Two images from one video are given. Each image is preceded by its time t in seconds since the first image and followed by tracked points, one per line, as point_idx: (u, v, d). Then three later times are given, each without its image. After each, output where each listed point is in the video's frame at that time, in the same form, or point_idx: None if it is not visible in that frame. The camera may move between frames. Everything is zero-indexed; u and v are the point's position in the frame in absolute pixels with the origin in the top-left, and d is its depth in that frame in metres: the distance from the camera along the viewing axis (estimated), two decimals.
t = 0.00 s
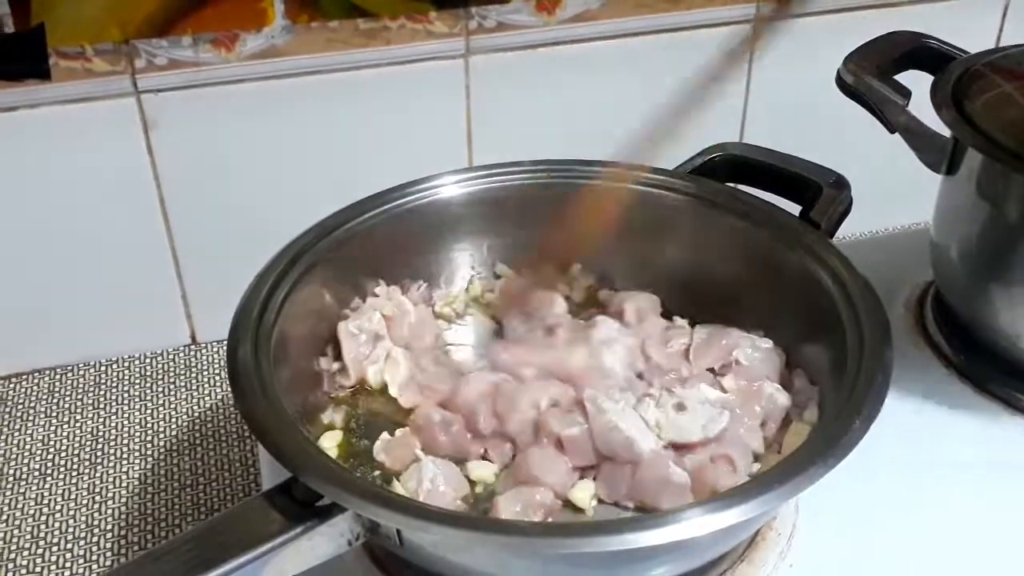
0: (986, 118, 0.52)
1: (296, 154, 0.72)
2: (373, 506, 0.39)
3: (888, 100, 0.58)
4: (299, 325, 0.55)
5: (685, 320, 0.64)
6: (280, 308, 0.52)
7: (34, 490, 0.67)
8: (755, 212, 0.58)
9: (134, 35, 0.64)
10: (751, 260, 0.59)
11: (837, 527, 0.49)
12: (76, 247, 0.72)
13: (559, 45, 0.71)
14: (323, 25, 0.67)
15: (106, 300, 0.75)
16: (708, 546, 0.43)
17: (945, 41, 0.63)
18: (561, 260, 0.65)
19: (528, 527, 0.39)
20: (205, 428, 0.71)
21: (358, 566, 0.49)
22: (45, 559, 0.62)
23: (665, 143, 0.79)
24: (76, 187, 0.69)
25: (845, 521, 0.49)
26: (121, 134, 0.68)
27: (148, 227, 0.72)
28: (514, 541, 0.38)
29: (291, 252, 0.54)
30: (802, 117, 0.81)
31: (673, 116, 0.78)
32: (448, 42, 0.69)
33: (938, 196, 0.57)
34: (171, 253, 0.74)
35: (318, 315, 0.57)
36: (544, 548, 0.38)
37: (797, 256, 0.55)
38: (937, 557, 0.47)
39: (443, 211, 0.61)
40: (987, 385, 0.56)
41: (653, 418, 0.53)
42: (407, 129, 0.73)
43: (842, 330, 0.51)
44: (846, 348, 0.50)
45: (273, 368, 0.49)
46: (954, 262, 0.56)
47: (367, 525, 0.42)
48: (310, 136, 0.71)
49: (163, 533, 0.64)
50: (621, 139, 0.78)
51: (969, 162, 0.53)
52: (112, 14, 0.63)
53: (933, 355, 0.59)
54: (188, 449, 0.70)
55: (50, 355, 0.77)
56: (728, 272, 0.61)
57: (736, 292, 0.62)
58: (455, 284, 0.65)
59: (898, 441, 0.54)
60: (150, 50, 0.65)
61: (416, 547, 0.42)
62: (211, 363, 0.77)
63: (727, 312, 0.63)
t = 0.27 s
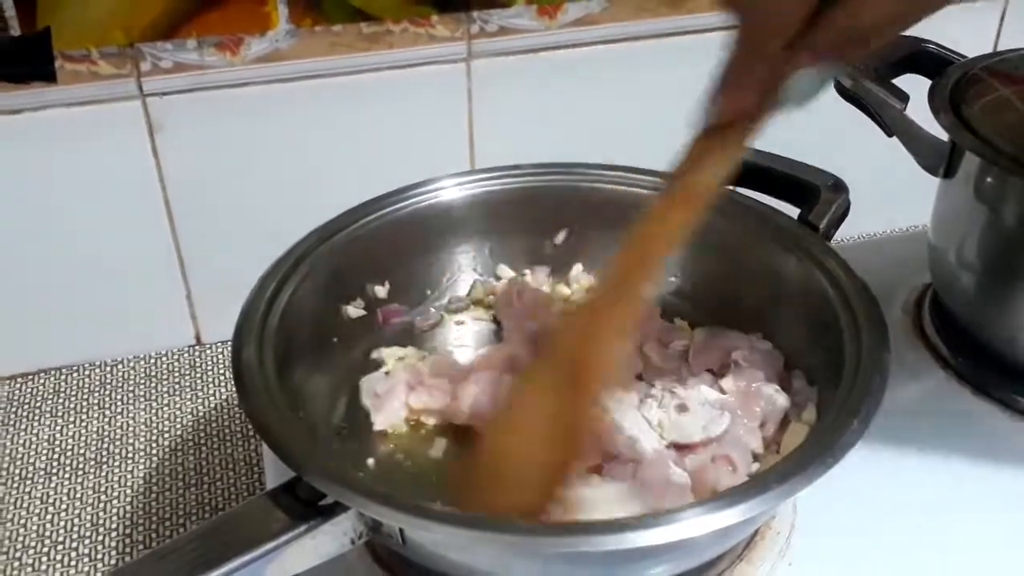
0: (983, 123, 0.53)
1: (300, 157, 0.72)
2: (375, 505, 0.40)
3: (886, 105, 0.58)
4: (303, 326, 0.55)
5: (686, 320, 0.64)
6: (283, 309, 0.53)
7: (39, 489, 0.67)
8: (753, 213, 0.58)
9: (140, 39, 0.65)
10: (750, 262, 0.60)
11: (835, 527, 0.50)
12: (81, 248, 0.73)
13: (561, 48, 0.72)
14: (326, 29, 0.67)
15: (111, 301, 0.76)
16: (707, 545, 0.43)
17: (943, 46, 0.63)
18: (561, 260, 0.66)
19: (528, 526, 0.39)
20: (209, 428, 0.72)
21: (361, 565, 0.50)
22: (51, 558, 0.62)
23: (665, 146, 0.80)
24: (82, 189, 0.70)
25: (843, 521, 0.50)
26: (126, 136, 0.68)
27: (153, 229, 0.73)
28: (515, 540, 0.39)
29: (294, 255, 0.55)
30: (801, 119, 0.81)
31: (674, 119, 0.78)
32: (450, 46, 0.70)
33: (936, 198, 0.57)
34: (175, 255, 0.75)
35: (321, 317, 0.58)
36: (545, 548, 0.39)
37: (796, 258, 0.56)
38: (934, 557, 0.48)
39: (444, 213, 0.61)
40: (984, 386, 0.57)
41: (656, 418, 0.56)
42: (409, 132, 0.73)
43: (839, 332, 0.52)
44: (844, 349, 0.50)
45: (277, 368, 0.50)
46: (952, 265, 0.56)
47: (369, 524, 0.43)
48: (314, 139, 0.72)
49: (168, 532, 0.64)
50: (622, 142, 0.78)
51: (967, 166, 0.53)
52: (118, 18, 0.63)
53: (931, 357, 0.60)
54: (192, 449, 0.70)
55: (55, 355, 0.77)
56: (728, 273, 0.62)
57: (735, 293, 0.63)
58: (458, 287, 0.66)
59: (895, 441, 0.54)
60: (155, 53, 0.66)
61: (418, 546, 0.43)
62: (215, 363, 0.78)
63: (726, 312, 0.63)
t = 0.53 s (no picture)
0: (986, 120, 0.52)
1: (299, 155, 0.72)
2: (375, 504, 0.39)
3: (889, 103, 0.58)
4: (303, 324, 0.55)
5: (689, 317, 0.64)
6: (283, 307, 0.52)
7: (38, 488, 0.67)
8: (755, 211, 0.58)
9: (139, 37, 0.64)
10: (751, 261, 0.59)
11: (837, 526, 0.49)
12: (80, 247, 0.72)
13: (561, 46, 0.72)
14: (326, 27, 0.67)
15: (111, 300, 0.75)
16: (710, 545, 0.43)
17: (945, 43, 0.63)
18: (562, 258, 0.66)
19: (529, 525, 0.39)
20: (208, 427, 0.72)
21: (361, 565, 0.49)
22: (50, 558, 0.62)
23: (666, 145, 0.79)
24: (81, 187, 0.70)
25: (846, 520, 0.50)
26: (125, 135, 0.68)
27: (152, 228, 0.73)
28: (516, 539, 0.38)
29: (295, 253, 0.55)
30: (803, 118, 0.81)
31: (675, 117, 0.78)
32: (450, 44, 0.70)
33: (939, 197, 0.57)
34: (175, 254, 0.74)
35: (321, 316, 0.58)
36: (546, 547, 0.38)
37: (798, 256, 0.56)
38: (938, 556, 0.48)
39: (445, 211, 0.61)
40: (987, 385, 0.57)
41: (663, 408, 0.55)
42: (409, 130, 0.73)
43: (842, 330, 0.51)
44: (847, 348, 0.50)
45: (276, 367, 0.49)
46: (955, 262, 0.56)
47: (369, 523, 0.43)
48: (313, 137, 0.72)
49: (167, 532, 0.64)
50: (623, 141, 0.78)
51: (969, 162, 0.53)
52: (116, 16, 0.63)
53: (934, 356, 0.60)
54: (192, 448, 0.70)
55: (54, 355, 0.77)
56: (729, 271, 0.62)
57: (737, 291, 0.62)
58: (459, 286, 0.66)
59: (898, 440, 0.54)
60: (154, 51, 0.65)
61: (418, 545, 0.43)
62: (214, 362, 0.78)
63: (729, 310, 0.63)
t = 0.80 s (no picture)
0: (982, 124, 0.53)
1: (298, 158, 0.72)
2: (372, 507, 0.39)
3: (886, 106, 0.58)
4: (302, 327, 0.55)
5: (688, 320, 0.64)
6: (282, 311, 0.52)
7: (36, 491, 0.67)
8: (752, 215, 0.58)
9: (138, 40, 0.64)
10: (749, 264, 0.60)
11: (834, 530, 0.49)
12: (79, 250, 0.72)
13: (559, 50, 0.72)
14: (325, 30, 0.67)
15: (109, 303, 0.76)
16: (707, 548, 0.43)
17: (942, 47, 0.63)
18: (560, 263, 0.66)
19: (526, 529, 0.39)
20: (206, 430, 0.72)
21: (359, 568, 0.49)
22: (48, 561, 0.62)
23: (664, 148, 0.79)
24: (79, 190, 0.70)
25: (843, 524, 0.50)
26: (124, 138, 0.68)
27: (151, 231, 0.73)
28: (513, 542, 0.39)
29: (294, 256, 0.55)
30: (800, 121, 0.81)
31: (673, 121, 0.78)
32: (448, 48, 0.70)
33: (936, 201, 0.57)
34: (173, 257, 0.74)
35: (319, 319, 0.58)
36: (543, 551, 0.38)
37: (795, 260, 0.56)
38: (934, 559, 0.48)
39: (444, 215, 0.61)
40: (984, 388, 0.57)
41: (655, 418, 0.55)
42: (408, 134, 0.73)
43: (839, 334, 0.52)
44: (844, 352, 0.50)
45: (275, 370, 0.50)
46: (952, 266, 0.56)
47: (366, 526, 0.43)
48: (312, 141, 0.72)
49: (165, 535, 0.64)
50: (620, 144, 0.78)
51: (966, 166, 0.53)
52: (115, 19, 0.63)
53: (931, 359, 0.60)
54: (190, 451, 0.70)
55: (52, 358, 0.77)
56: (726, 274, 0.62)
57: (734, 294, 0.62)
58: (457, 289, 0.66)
59: (895, 444, 0.54)
60: (153, 55, 0.66)
61: (415, 548, 0.43)
62: (213, 365, 0.78)
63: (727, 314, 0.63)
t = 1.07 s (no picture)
0: (983, 120, 0.53)
1: (299, 156, 0.72)
2: (374, 502, 0.40)
3: (886, 101, 0.58)
4: (302, 324, 0.55)
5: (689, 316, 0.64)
6: (283, 308, 0.53)
7: (39, 488, 0.67)
8: (754, 211, 0.58)
9: (139, 38, 0.65)
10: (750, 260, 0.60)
11: (835, 525, 0.49)
12: (80, 248, 0.72)
13: (560, 48, 0.72)
14: (326, 28, 0.67)
15: (111, 300, 0.76)
16: (708, 543, 0.43)
17: (943, 43, 0.63)
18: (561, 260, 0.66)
19: (527, 523, 0.39)
20: (208, 427, 0.72)
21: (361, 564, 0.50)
22: (51, 557, 0.62)
23: (665, 145, 0.79)
24: (81, 188, 0.70)
25: (844, 519, 0.50)
26: (126, 136, 0.68)
27: (152, 228, 0.73)
28: (514, 537, 0.39)
29: (295, 253, 0.55)
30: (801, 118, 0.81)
31: (674, 118, 0.78)
32: (449, 45, 0.70)
33: (937, 196, 0.57)
34: (175, 254, 0.75)
35: (320, 316, 0.58)
36: (544, 545, 0.39)
37: (795, 256, 0.56)
38: (934, 553, 0.48)
39: (444, 211, 0.61)
40: (985, 384, 0.57)
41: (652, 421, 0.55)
42: (409, 132, 0.73)
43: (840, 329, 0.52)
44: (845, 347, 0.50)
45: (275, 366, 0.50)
46: (952, 262, 0.56)
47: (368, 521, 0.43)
48: (313, 139, 0.72)
49: (167, 531, 0.64)
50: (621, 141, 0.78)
51: (967, 161, 0.53)
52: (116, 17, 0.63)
53: (932, 355, 0.60)
54: (192, 448, 0.70)
55: (54, 356, 0.77)
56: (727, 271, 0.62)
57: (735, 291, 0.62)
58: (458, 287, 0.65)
59: (896, 439, 0.54)
60: (155, 53, 0.66)
61: (417, 544, 0.43)
62: (215, 363, 0.78)
63: (728, 310, 0.63)
